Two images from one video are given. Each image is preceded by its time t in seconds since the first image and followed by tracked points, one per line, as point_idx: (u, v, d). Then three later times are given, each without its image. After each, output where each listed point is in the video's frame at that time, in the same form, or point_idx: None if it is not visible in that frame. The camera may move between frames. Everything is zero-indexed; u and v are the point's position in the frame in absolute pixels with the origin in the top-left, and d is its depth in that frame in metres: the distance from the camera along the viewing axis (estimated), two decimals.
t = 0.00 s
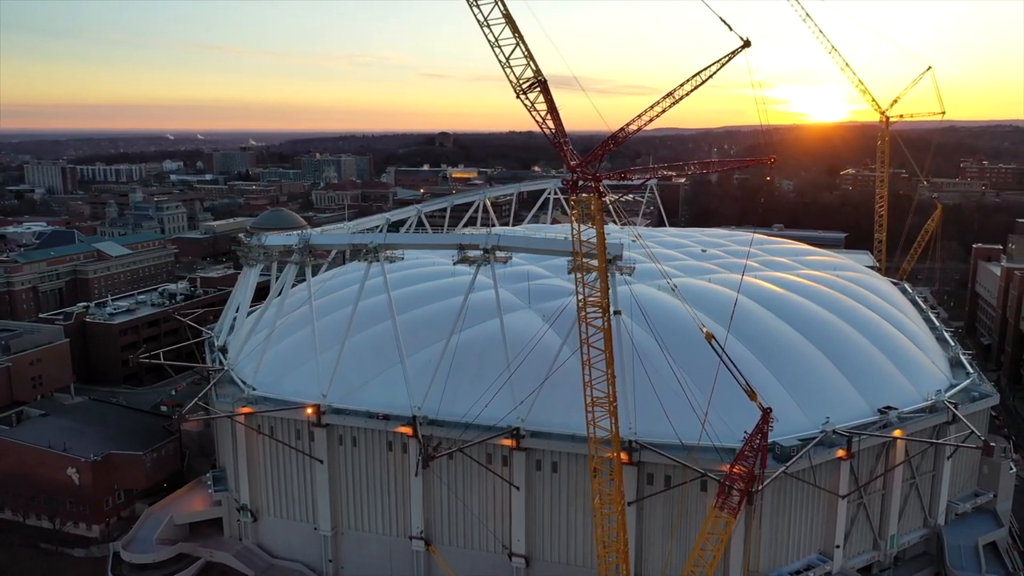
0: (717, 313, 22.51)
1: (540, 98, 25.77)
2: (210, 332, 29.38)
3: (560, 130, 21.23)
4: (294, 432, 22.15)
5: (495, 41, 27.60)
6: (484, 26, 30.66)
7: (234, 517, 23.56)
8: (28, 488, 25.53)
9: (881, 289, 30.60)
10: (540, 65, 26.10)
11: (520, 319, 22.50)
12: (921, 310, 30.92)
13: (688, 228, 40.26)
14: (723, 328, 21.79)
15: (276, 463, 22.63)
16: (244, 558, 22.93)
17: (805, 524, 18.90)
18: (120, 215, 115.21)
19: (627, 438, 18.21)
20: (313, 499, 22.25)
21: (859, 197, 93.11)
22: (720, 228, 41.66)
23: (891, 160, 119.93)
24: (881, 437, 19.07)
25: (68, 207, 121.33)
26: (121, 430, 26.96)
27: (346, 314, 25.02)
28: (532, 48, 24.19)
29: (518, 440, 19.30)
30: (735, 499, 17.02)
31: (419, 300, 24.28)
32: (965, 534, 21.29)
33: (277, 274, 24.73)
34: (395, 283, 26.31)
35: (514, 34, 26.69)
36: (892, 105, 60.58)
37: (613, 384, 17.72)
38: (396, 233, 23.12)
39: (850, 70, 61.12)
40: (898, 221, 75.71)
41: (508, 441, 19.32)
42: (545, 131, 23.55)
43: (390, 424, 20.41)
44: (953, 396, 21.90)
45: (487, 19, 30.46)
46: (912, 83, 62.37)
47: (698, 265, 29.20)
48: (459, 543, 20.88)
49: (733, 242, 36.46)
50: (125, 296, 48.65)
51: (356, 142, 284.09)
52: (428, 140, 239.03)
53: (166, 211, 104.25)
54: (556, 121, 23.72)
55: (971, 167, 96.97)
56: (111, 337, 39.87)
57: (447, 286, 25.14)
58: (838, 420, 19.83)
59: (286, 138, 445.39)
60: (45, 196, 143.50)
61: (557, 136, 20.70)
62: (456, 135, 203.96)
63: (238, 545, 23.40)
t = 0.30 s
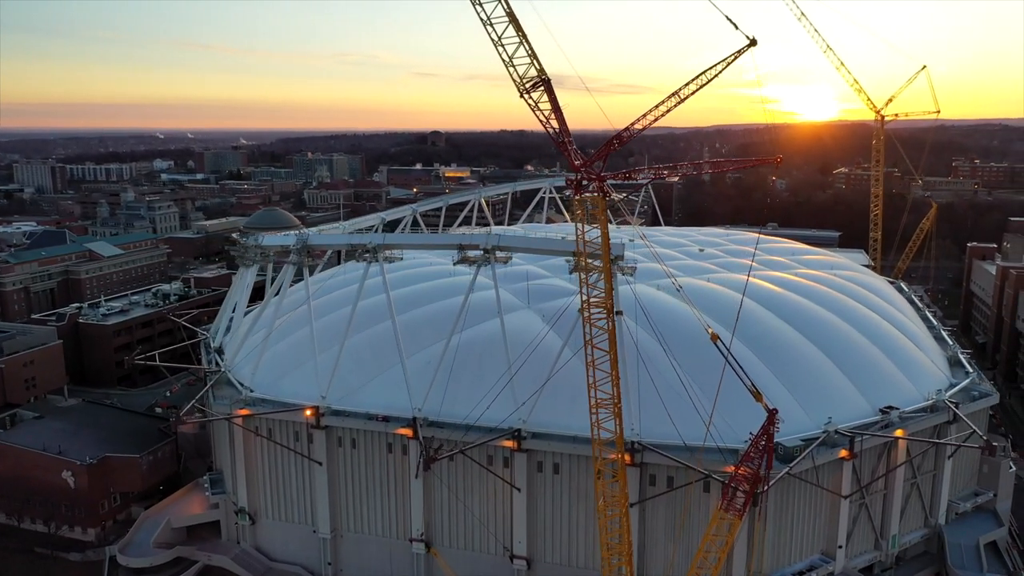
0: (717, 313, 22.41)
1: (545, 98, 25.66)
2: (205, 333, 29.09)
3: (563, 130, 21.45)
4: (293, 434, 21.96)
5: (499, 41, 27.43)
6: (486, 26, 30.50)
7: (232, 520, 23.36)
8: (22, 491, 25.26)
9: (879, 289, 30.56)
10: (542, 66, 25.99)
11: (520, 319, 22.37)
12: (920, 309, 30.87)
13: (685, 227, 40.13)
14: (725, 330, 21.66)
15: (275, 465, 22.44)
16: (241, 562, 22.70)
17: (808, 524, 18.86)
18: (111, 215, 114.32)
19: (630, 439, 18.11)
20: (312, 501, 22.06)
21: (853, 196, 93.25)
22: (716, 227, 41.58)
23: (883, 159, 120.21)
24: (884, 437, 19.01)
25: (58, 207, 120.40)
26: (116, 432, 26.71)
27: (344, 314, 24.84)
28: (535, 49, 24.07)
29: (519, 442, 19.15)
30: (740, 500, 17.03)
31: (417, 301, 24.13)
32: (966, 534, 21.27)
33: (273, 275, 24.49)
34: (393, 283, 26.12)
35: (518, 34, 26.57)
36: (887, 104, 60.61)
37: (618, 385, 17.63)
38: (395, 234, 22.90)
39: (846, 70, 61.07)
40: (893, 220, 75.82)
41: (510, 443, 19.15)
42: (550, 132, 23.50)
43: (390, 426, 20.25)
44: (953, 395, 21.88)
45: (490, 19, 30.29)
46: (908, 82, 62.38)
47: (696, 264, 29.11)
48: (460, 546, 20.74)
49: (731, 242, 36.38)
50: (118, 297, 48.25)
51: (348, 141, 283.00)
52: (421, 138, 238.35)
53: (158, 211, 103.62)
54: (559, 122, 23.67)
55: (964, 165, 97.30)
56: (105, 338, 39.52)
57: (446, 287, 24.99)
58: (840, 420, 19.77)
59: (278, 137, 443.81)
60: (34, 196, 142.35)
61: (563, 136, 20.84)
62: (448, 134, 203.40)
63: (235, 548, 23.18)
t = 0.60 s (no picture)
0: (717, 313, 22.36)
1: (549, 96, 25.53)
2: (201, 334, 28.89)
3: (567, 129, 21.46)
4: (291, 436, 21.81)
5: (501, 39, 27.25)
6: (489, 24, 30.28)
7: (231, 523, 23.19)
8: (17, 494, 25.03)
9: (878, 289, 30.55)
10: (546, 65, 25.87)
11: (520, 320, 22.27)
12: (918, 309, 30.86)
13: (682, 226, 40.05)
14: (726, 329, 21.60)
15: (273, 467, 22.28)
16: (239, 565, 22.53)
17: (810, 524, 18.83)
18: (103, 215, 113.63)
19: (632, 439, 18.03)
20: (311, 503, 21.92)
21: (847, 195, 93.40)
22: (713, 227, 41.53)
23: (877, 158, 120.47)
24: (885, 437, 18.99)
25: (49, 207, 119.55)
26: (111, 434, 26.48)
27: (343, 314, 24.70)
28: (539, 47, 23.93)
29: (521, 443, 19.05)
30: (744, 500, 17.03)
31: (416, 301, 24.01)
32: (966, 533, 21.29)
33: (270, 275, 24.31)
34: (391, 283, 25.99)
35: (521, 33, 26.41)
36: (883, 103, 60.63)
37: (621, 386, 17.56)
38: (394, 234, 22.70)
39: (842, 69, 61.04)
40: (888, 219, 75.97)
41: (511, 444, 19.06)
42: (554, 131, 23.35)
43: (390, 427, 20.12)
44: (954, 395, 21.89)
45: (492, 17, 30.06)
46: (903, 81, 62.38)
47: (695, 264, 29.04)
48: (461, 548, 20.63)
49: (729, 241, 36.34)
50: (112, 298, 47.92)
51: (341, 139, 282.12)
52: (414, 137, 237.52)
53: (151, 210, 103.07)
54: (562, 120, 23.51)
55: (956, 164, 97.60)
56: (100, 339, 39.27)
57: (444, 287, 24.86)
58: (842, 420, 19.74)
59: (271, 136, 442.41)
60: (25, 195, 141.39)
61: (567, 134, 20.89)
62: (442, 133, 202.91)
63: (234, 551, 23.01)
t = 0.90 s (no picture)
0: (718, 312, 22.29)
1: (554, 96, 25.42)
2: (196, 335, 28.62)
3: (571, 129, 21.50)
4: (290, 438, 21.62)
5: (505, 39, 27.12)
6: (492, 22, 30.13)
7: (229, 526, 23.00)
8: (12, 498, 24.75)
9: (876, 288, 30.56)
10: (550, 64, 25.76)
11: (520, 320, 22.16)
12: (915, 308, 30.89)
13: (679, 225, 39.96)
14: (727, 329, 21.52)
15: (272, 469, 22.09)
16: (237, 568, 22.34)
17: (813, 525, 18.79)
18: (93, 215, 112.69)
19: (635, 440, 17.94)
20: (310, 506, 21.75)
21: (841, 194, 93.57)
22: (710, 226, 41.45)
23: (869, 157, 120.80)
24: (887, 437, 18.97)
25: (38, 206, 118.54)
26: (107, 436, 26.23)
27: (341, 315, 24.51)
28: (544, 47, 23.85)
29: (523, 444, 18.93)
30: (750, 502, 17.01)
31: (415, 302, 23.84)
32: (967, 533, 21.30)
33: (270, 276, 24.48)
34: (389, 283, 25.80)
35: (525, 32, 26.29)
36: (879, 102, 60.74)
37: (626, 388, 17.48)
38: (394, 235, 22.52)
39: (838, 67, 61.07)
40: (882, 218, 76.15)
41: (512, 446, 18.96)
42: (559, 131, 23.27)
43: (390, 429, 19.97)
44: (954, 394, 21.90)
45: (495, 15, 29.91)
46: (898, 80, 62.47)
47: (694, 263, 28.99)
48: (461, 550, 20.51)
49: (726, 240, 36.31)
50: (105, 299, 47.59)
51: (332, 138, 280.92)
52: (406, 136, 237.05)
53: (143, 210, 102.40)
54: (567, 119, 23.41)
55: (948, 163, 98.22)
56: (93, 340, 38.92)
57: (442, 288, 24.71)
58: (844, 420, 19.71)
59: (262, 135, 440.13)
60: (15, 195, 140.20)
61: (572, 135, 21.21)
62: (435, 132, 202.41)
63: (232, 554, 22.83)
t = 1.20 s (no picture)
0: (719, 311, 22.24)
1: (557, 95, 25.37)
2: (193, 337, 28.40)
3: (577, 128, 21.52)
4: (289, 440, 21.46)
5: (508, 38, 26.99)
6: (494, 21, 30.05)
7: (227, 529, 22.82)
8: (7, 501, 24.49)
9: (873, 287, 30.59)
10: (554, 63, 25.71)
11: (520, 320, 22.07)
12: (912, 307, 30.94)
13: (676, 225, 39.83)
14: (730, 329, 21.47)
15: (271, 473, 21.90)
16: (236, 571, 22.16)
17: (816, 525, 18.76)
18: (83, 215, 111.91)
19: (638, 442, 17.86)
20: (309, 509, 21.60)
21: (833, 193, 93.95)
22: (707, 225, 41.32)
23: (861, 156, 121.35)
24: (889, 437, 18.97)
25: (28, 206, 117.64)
26: (103, 439, 26.03)
27: (339, 316, 24.33)
28: (548, 46, 23.81)
29: (525, 446, 18.85)
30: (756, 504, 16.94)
31: (414, 302, 23.69)
32: (968, 533, 21.33)
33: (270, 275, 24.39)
34: (388, 284, 25.65)
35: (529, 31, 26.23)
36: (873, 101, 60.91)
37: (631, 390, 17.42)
38: (394, 234, 22.40)
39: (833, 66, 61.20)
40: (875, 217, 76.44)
41: (514, 447, 18.89)
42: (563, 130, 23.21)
43: (391, 431, 19.81)
44: (954, 394, 21.93)
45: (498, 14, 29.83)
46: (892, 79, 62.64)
47: (692, 262, 28.92)
48: (464, 554, 20.39)
49: (723, 240, 36.20)
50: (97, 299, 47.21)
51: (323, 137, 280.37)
52: (398, 135, 236.50)
53: (134, 209, 101.85)
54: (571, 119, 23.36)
55: (940, 163, 98.74)
56: (87, 341, 38.63)
57: (441, 288, 24.57)
58: (846, 421, 19.68)
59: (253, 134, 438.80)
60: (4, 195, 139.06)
61: (578, 134, 21.19)
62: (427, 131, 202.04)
63: (230, 557, 22.66)
